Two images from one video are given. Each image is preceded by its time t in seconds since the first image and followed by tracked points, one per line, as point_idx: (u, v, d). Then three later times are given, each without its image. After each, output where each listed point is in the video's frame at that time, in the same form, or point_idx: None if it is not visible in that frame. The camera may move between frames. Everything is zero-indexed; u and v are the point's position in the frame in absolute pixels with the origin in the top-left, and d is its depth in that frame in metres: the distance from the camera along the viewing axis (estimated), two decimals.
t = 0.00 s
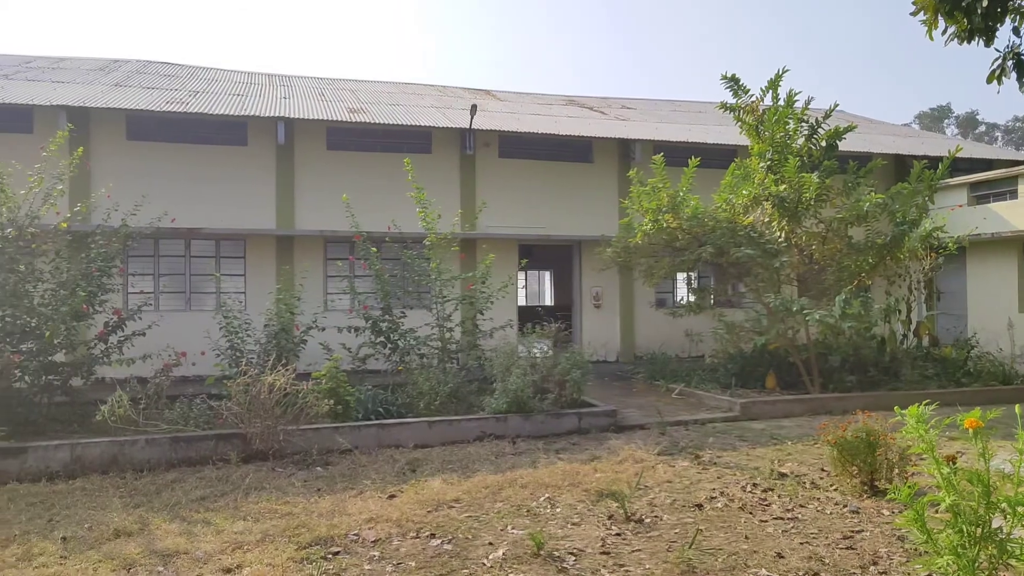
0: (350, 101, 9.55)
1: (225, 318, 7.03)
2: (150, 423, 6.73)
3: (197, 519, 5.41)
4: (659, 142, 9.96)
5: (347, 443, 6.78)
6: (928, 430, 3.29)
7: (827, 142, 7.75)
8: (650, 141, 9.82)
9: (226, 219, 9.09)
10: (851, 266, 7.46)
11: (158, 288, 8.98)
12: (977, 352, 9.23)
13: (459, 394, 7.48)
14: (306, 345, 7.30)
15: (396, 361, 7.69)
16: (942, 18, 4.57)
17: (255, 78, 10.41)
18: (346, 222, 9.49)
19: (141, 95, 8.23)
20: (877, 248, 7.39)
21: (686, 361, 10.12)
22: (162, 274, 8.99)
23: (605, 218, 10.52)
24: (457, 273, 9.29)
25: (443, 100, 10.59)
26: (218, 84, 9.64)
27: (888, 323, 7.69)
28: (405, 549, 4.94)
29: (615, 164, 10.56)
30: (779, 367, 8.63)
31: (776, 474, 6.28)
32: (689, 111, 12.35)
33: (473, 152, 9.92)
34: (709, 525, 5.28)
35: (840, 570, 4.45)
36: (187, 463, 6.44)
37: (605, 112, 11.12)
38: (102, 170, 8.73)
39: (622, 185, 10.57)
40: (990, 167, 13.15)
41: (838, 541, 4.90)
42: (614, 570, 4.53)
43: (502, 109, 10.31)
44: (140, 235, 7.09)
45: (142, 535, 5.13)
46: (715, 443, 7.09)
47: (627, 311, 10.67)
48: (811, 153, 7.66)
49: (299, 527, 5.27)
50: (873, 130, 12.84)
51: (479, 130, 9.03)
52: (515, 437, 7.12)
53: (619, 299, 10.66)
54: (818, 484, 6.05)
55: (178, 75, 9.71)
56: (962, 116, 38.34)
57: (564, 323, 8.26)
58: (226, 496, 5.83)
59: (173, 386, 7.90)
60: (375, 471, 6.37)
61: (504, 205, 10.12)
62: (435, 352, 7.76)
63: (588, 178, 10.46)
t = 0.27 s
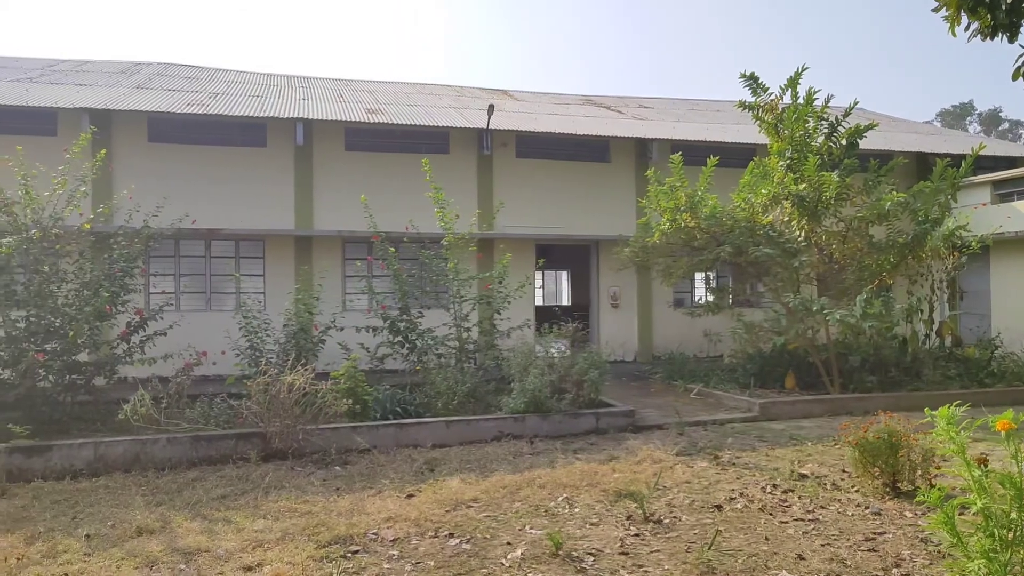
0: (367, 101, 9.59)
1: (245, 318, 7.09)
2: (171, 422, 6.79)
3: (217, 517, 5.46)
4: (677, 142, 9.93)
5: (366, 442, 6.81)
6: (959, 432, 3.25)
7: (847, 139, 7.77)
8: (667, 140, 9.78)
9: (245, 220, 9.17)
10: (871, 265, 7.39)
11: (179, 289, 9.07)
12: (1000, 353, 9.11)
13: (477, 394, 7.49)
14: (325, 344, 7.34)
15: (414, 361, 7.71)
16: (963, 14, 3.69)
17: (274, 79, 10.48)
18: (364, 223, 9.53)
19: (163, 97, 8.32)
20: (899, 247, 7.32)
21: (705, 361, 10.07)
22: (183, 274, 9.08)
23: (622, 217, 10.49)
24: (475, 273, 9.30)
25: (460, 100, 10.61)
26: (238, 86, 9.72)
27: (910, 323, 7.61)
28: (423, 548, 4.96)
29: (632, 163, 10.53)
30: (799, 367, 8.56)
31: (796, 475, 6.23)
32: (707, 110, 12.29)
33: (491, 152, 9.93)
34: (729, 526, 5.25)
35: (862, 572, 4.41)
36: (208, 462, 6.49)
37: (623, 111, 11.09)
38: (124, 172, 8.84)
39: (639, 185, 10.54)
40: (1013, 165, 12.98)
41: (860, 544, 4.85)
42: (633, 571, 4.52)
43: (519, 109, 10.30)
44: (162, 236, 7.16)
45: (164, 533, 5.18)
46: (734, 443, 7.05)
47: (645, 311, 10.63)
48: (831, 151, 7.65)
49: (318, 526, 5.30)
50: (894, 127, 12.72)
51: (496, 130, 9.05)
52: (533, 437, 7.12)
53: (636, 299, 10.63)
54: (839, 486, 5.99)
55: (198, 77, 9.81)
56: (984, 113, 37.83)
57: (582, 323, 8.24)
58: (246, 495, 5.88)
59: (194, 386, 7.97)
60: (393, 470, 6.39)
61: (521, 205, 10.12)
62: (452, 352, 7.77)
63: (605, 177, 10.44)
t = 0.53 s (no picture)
0: (386, 102, 9.63)
1: (265, 317, 7.13)
2: (194, 421, 6.86)
3: (239, 515, 5.50)
4: (696, 141, 9.89)
5: (385, 441, 6.84)
6: (993, 433, 3.20)
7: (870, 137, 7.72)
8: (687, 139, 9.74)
9: (266, 221, 9.24)
10: (894, 264, 7.30)
11: (201, 289, 9.16)
12: None
13: (496, 393, 7.49)
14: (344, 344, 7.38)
15: (433, 361, 7.73)
16: (990, 8, 3.10)
17: (294, 80, 10.55)
18: (383, 223, 9.57)
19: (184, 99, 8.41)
20: (922, 246, 7.25)
21: (725, 361, 10.01)
22: (204, 274, 9.17)
23: (640, 217, 10.46)
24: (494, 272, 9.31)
25: (479, 100, 10.62)
26: (258, 87, 9.79)
27: (934, 323, 7.51)
28: (443, 547, 4.96)
29: (651, 163, 10.49)
30: (820, 367, 8.49)
31: (819, 476, 6.17)
32: (727, 108, 12.23)
33: (509, 152, 9.93)
34: (750, 527, 5.21)
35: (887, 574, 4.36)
36: (230, 460, 6.54)
37: (641, 111, 11.06)
38: (147, 173, 8.94)
39: (658, 184, 10.50)
40: None
41: (883, 545, 4.80)
42: (654, 571, 4.50)
43: (537, 108, 10.29)
44: (184, 237, 7.23)
45: (187, 530, 5.23)
46: (755, 444, 6.99)
47: (664, 310, 10.59)
48: (853, 149, 7.56)
49: (339, 524, 5.32)
50: (917, 125, 12.58)
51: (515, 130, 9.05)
52: (552, 437, 7.11)
53: (655, 299, 10.59)
54: (861, 487, 5.93)
55: (219, 78, 9.89)
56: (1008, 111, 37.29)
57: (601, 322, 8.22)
58: (267, 493, 5.92)
59: (216, 384, 8.04)
60: (413, 469, 6.41)
61: (539, 204, 10.12)
62: (471, 351, 7.78)
63: (624, 177, 10.41)
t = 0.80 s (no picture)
0: (406, 101, 9.66)
1: (287, 316, 7.18)
2: (216, 419, 6.92)
3: (262, 512, 5.55)
4: (715, 138, 9.84)
5: (405, 439, 6.86)
6: None
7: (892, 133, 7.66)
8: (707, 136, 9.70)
9: (286, 220, 9.30)
10: (917, 262, 7.22)
11: (223, 288, 9.24)
12: None
13: (516, 392, 7.49)
14: (364, 343, 7.41)
15: (453, 360, 7.75)
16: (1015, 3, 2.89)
17: (313, 81, 10.61)
18: (403, 222, 9.60)
19: (206, 100, 8.48)
20: (947, 243, 7.11)
21: (745, 360, 9.95)
22: (226, 274, 9.25)
23: (659, 215, 10.41)
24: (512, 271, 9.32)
25: (497, 99, 10.62)
26: (278, 88, 9.86)
27: (959, 321, 7.42)
28: (464, 545, 4.97)
29: (670, 160, 10.44)
30: (842, 366, 8.41)
31: (841, 476, 6.11)
32: (747, 106, 12.14)
33: (528, 151, 9.93)
34: (772, 527, 5.17)
35: None
36: (252, 458, 6.60)
37: (660, 108, 11.01)
38: (170, 174, 9.03)
39: (677, 183, 10.45)
40: None
41: (908, 546, 4.74)
42: (675, 571, 4.48)
43: (556, 107, 10.27)
44: (206, 237, 7.29)
45: (210, 527, 5.28)
46: (777, 443, 6.94)
47: (683, 309, 10.54)
48: (875, 146, 7.53)
49: (360, 522, 5.35)
50: (941, 121, 12.43)
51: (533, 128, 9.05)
52: (572, 436, 7.10)
53: (675, 297, 10.54)
54: (886, 487, 5.86)
55: (240, 80, 9.97)
56: None
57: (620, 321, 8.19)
58: (289, 491, 5.96)
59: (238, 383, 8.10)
60: (433, 468, 6.43)
61: (557, 203, 10.10)
62: (490, 350, 7.79)
63: (643, 175, 10.37)
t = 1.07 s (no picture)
0: (424, 102, 9.69)
1: (308, 316, 7.23)
2: (239, 418, 6.98)
3: (284, 510, 5.59)
4: (736, 136, 9.79)
5: (426, 438, 6.89)
6: None
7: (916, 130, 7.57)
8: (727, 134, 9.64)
9: (307, 221, 9.36)
10: (942, 260, 7.14)
11: (245, 288, 9.32)
12: None
13: (535, 392, 7.49)
14: (384, 342, 7.45)
15: (473, 359, 7.76)
16: None
17: (333, 82, 10.67)
18: (422, 222, 9.63)
19: (227, 102, 8.56)
20: (973, 240, 6.96)
21: (766, 359, 9.87)
22: (248, 274, 9.33)
23: (678, 214, 10.36)
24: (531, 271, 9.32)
25: (516, 98, 10.63)
26: (299, 89, 9.93)
27: (984, 320, 7.32)
28: (484, 544, 4.98)
29: (689, 159, 10.39)
30: (865, 365, 8.32)
31: (865, 477, 6.05)
32: (767, 103, 12.06)
33: (547, 150, 9.92)
34: (795, 528, 5.13)
35: None
36: (274, 456, 6.65)
37: (679, 107, 10.96)
38: (192, 175, 9.12)
39: (696, 181, 10.39)
40: None
41: (934, 548, 4.69)
42: (696, 571, 4.46)
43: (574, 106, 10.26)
44: (228, 237, 7.35)
45: (234, 525, 5.33)
46: (799, 443, 6.89)
47: (703, 308, 10.48)
48: (899, 142, 7.43)
49: (381, 520, 5.37)
50: (966, 117, 12.27)
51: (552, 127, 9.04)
52: (592, 435, 7.09)
53: (694, 297, 10.49)
54: (910, 488, 5.79)
55: (261, 81, 10.05)
56: None
57: (640, 321, 8.16)
58: (311, 489, 6.01)
59: (260, 382, 8.17)
60: (453, 467, 6.45)
61: (576, 202, 10.09)
62: (510, 350, 7.80)
63: (662, 173, 10.32)
